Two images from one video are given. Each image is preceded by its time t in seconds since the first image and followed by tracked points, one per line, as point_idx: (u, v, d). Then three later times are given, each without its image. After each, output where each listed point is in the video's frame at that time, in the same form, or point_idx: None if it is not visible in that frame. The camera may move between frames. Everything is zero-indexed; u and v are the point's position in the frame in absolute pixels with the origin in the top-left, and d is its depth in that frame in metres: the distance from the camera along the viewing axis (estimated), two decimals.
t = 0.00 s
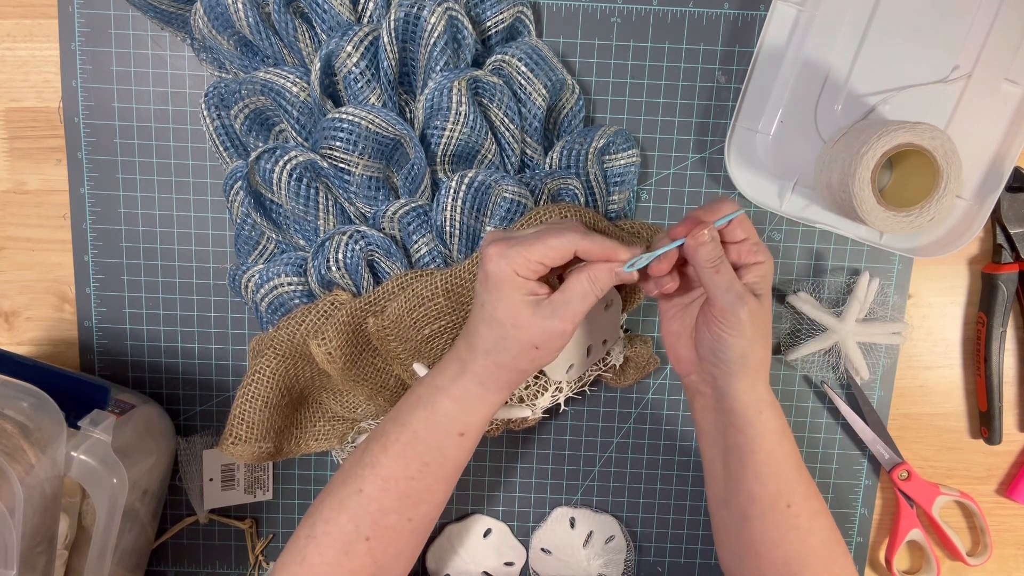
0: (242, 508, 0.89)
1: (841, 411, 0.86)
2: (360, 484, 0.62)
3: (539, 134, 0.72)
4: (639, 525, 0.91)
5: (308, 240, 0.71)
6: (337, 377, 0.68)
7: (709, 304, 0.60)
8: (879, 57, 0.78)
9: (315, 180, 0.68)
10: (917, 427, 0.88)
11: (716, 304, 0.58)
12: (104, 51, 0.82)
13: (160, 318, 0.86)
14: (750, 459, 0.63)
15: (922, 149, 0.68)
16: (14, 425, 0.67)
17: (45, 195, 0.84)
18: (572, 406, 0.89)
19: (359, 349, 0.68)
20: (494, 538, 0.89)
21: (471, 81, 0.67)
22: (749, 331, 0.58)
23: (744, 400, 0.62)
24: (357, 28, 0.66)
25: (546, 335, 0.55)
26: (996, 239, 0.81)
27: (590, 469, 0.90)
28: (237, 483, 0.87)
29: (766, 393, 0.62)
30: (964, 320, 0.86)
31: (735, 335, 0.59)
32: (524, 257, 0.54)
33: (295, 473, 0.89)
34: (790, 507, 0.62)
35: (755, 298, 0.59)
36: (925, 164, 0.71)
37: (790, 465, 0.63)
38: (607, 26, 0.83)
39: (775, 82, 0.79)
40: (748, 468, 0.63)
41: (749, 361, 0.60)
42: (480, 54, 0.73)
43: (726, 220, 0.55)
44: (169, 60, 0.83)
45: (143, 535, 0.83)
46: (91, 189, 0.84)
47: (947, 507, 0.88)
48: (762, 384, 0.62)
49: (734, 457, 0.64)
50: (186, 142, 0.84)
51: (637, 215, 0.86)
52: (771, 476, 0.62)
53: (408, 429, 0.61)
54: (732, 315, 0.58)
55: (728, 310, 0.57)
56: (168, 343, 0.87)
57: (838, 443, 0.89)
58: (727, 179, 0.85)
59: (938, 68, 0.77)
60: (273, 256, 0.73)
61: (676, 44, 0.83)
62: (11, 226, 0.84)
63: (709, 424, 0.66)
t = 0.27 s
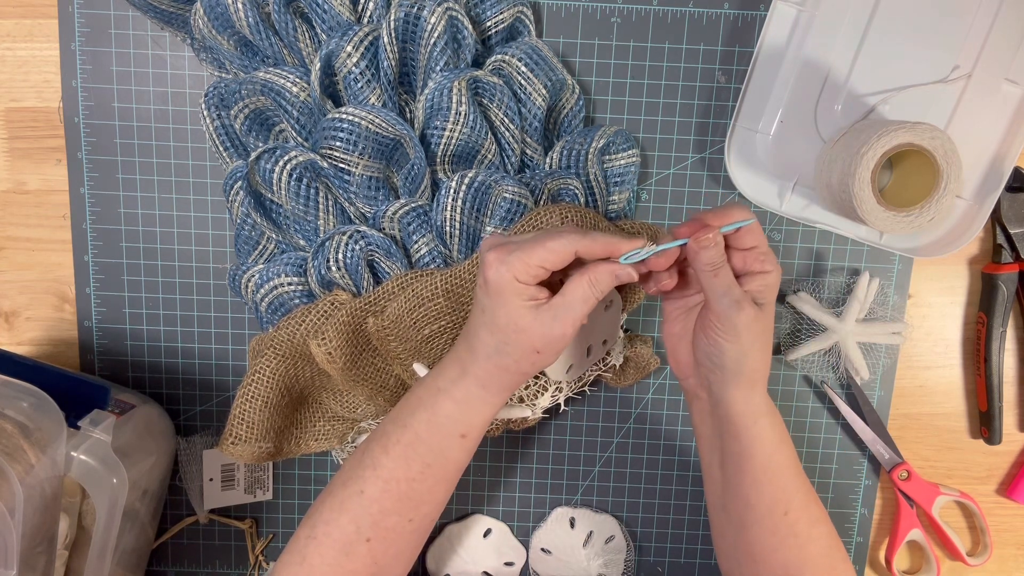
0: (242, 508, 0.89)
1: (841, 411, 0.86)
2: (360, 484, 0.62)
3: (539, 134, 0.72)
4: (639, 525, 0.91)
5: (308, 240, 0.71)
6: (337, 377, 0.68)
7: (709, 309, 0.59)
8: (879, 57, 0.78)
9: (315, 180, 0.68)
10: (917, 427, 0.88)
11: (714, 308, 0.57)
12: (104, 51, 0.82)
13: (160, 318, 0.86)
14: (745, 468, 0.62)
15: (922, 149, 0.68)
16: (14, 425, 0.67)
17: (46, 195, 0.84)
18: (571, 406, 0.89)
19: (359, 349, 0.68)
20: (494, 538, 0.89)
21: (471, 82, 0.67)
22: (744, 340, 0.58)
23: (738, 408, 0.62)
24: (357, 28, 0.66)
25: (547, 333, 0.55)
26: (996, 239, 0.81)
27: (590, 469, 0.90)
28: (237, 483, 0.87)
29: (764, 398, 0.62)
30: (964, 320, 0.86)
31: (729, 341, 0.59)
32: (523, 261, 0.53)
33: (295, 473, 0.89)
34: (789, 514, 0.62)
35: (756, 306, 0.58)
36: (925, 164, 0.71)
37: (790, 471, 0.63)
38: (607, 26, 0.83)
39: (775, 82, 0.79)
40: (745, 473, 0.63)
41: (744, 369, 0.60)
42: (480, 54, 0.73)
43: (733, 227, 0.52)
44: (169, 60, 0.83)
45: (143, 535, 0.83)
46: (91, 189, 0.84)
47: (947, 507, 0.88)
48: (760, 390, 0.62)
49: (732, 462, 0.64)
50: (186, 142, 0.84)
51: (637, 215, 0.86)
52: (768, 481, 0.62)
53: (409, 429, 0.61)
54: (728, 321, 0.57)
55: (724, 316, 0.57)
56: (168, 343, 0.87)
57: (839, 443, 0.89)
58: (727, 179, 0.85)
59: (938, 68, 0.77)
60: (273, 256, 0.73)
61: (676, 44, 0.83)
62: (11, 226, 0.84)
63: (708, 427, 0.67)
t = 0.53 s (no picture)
0: (242, 508, 0.89)
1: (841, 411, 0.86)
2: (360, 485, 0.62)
3: (539, 134, 0.72)
4: (639, 525, 0.91)
5: (308, 239, 0.71)
6: (337, 377, 0.68)
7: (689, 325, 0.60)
8: (879, 57, 0.78)
9: (315, 179, 0.68)
10: (917, 427, 0.88)
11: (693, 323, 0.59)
12: (104, 51, 0.82)
13: (160, 318, 0.86)
14: (727, 479, 0.62)
15: (922, 149, 0.68)
16: (14, 425, 0.67)
17: (46, 195, 0.84)
18: (571, 406, 0.89)
19: (360, 349, 0.68)
20: (495, 538, 0.89)
21: (471, 81, 0.67)
22: (717, 358, 0.59)
23: (714, 424, 0.62)
24: (357, 28, 0.66)
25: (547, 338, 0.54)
26: (996, 239, 0.81)
27: (590, 469, 0.90)
28: (237, 483, 0.87)
29: (744, 411, 0.62)
30: (964, 320, 0.86)
31: (704, 357, 0.59)
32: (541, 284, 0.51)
33: (295, 473, 0.89)
34: (775, 524, 0.61)
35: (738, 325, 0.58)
36: (925, 164, 0.71)
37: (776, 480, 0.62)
38: (607, 26, 0.83)
39: (775, 82, 0.79)
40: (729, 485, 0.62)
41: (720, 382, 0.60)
42: (480, 54, 0.74)
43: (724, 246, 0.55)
44: (169, 60, 0.83)
45: (143, 535, 0.83)
46: (92, 189, 0.84)
47: (947, 507, 0.88)
48: (739, 403, 0.61)
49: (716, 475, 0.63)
50: (186, 142, 0.84)
51: (637, 215, 0.86)
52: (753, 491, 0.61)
53: (409, 430, 0.61)
54: (704, 337, 0.58)
55: (700, 331, 0.58)
56: (168, 343, 0.87)
57: (839, 443, 0.89)
58: (727, 179, 0.85)
59: (938, 68, 0.77)
60: (273, 256, 0.73)
61: (676, 44, 0.83)
62: (11, 226, 0.84)
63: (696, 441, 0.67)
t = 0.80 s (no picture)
0: (242, 508, 0.89)
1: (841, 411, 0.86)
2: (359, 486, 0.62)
3: (538, 132, 0.72)
4: (639, 525, 0.91)
5: (306, 236, 0.71)
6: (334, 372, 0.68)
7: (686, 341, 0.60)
8: (878, 56, 0.78)
9: (314, 175, 0.67)
10: (917, 427, 0.88)
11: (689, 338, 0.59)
12: (104, 51, 0.82)
13: (160, 318, 0.86)
14: (719, 489, 0.61)
15: (922, 149, 0.68)
16: (14, 425, 0.67)
17: (46, 195, 0.84)
18: (571, 407, 0.89)
19: (357, 344, 0.68)
20: (495, 538, 0.89)
21: (470, 78, 0.67)
22: (705, 373, 0.59)
23: (705, 435, 0.61)
24: (356, 24, 0.66)
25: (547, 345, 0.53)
26: (996, 239, 0.81)
27: (590, 469, 0.90)
28: (237, 483, 0.87)
29: (737, 425, 0.61)
30: (964, 320, 0.86)
31: (693, 371, 0.60)
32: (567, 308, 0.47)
33: (295, 473, 0.89)
34: (769, 534, 0.59)
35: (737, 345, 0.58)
36: (924, 164, 0.71)
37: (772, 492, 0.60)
38: (607, 26, 0.83)
39: (775, 82, 0.79)
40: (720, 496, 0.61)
41: (709, 396, 0.59)
42: (479, 53, 0.74)
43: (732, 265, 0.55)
44: (169, 60, 0.83)
45: (143, 535, 0.83)
46: (91, 189, 0.84)
47: (947, 507, 0.88)
48: (731, 418, 0.60)
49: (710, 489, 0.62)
50: (186, 141, 0.84)
51: (637, 215, 0.86)
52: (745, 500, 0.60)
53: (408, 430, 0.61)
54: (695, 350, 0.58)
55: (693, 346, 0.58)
56: (168, 343, 0.87)
57: (839, 443, 0.89)
58: (727, 179, 0.85)
59: (938, 68, 0.77)
60: (272, 253, 0.73)
61: (676, 44, 0.83)
62: (11, 226, 0.83)
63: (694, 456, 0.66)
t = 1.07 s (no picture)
0: (242, 508, 0.89)
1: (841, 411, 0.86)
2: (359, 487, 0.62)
3: (537, 131, 0.72)
4: (639, 525, 0.91)
5: (305, 235, 0.71)
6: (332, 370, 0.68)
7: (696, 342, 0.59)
8: (878, 56, 0.78)
9: (313, 174, 0.67)
10: (917, 427, 0.88)
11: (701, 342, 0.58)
12: (104, 51, 0.82)
13: (161, 318, 0.86)
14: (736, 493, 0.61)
15: (922, 148, 0.68)
16: (14, 424, 0.67)
17: (46, 195, 0.84)
18: (571, 407, 0.89)
19: (356, 342, 0.68)
20: (495, 538, 0.89)
21: (470, 77, 0.67)
22: (723, 378, 0.58)
23: (720, 438, 0.61)
24: (356, 23, 0.66)
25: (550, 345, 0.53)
26: (996, 239, 0.81)
27: (590, 470, 0.90)
28: (237, 482, 0.87)
29: (753, 428, 0.60)
30: (964, 321, 0.86)
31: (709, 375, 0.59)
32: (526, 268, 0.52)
33: (295, 473, 0.89)
34: (786, 538, 0.59)
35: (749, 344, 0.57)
36: (924, 164, 0.71)
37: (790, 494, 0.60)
38: (607, 26, 0.83)
39: (775, 82, 0.79)
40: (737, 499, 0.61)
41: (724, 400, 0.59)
42: (479, 52, 0.74)
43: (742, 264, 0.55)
44: (169, 60, 0.83)
45: (143, 535, 0.83)
46: (92, 189, 0.84)
47: (947, 507, 0.88)
48: (748, 421, 0.60)
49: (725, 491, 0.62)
50: (186, 141, 0.84)
51: (637, 215, 0.86)
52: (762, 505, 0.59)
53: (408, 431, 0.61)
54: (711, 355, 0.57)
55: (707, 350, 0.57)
56: (168, 343, 0.87)
57: (839, 443, 0.89)
58: (727, 179, 0.85)
59: (938, 68, 0.77)
60: (271, 252, 0.73)
61: (676, 44, 0.83)
62: (11, 226, 0.83)
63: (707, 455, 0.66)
